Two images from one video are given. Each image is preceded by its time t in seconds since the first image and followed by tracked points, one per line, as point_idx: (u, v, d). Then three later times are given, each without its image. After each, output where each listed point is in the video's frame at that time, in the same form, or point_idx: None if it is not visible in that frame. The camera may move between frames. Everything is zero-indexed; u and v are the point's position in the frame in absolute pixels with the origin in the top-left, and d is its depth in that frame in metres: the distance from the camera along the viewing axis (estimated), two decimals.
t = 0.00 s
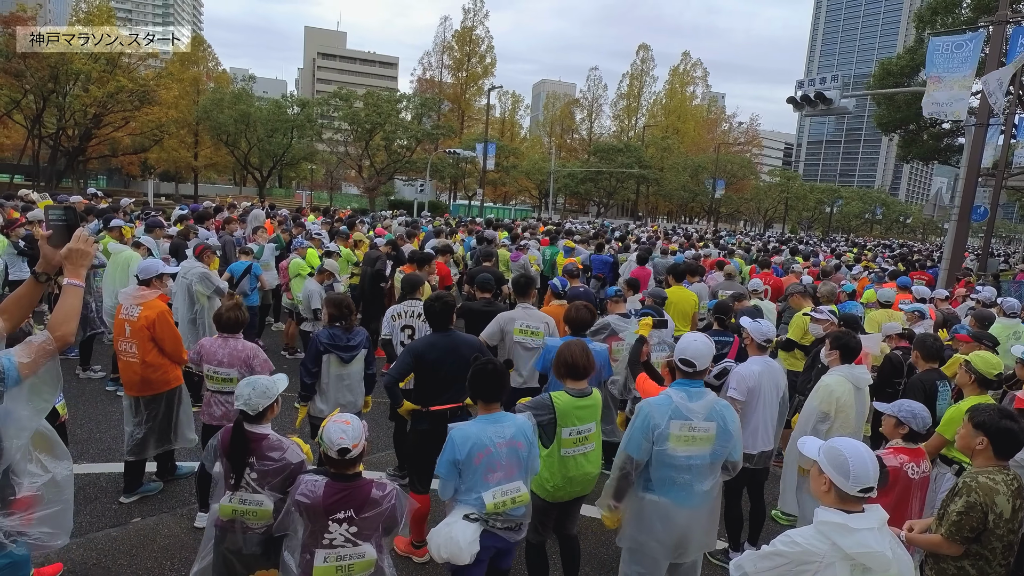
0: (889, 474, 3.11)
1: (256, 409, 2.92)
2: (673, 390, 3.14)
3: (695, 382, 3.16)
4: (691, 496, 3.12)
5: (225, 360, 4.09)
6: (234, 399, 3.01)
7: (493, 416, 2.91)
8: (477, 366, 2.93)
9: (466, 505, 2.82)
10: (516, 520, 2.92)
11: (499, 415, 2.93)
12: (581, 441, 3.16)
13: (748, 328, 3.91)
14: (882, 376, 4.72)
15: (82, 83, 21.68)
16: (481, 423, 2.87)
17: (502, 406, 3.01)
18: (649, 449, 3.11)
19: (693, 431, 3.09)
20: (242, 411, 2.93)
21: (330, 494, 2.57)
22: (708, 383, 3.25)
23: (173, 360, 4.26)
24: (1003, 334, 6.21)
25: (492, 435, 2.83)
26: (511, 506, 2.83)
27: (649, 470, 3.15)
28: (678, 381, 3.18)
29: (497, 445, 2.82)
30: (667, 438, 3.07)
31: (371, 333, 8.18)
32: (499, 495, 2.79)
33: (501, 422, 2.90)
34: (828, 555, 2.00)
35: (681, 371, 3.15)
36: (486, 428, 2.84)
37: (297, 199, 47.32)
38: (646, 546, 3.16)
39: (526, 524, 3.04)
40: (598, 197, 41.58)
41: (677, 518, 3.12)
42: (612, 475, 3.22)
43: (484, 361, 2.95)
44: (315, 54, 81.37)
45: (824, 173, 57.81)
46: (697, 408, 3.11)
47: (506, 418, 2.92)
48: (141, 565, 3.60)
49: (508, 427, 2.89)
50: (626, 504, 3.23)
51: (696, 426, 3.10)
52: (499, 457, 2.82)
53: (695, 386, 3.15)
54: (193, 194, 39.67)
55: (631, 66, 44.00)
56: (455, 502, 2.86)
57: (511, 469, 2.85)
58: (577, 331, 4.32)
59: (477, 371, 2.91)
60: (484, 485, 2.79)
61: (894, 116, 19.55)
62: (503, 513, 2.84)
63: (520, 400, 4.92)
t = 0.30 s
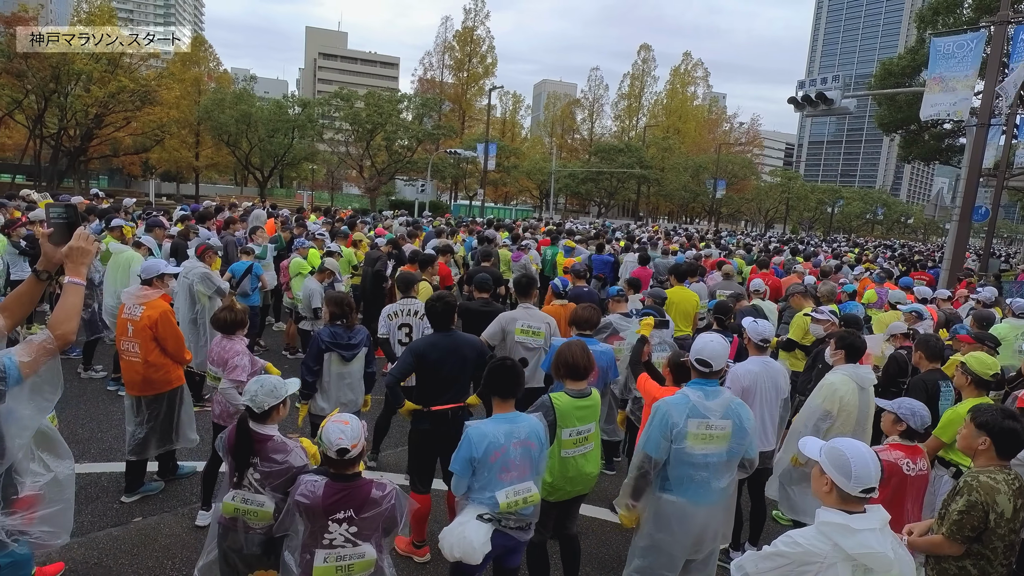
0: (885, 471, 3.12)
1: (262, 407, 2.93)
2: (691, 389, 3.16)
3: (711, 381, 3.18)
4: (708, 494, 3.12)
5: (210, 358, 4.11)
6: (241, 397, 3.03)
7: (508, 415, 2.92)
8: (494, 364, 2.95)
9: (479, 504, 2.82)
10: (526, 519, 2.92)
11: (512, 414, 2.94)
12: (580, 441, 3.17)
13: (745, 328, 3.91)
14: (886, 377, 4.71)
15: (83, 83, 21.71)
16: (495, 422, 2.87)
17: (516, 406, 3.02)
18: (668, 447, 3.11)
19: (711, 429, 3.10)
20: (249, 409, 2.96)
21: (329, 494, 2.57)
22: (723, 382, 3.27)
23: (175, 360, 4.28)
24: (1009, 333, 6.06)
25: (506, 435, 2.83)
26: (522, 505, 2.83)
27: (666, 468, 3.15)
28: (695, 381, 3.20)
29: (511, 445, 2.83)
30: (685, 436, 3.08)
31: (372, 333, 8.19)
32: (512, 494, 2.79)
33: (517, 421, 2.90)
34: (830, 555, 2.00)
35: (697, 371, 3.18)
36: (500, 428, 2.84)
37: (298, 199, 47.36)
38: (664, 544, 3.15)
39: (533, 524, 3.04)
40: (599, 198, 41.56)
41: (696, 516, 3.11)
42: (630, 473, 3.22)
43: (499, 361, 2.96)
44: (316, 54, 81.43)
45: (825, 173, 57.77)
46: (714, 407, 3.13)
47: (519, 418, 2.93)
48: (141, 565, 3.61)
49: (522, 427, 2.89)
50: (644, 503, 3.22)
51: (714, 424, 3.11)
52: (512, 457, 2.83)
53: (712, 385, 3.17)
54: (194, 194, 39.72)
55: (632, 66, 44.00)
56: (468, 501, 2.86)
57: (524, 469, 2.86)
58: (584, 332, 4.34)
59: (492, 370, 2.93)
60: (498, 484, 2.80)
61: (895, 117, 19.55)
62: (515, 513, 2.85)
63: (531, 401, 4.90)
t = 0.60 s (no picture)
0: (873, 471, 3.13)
1: (257, 406, 2.93)
2: (697, 387, 3.16)
3: (718, 379, 3.18)
4: (711, 492, 3.12)
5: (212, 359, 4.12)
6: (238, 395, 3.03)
7: (507, 413, 2.92)
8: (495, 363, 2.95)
9: (481, 503, 2.82)
10: (527, 518, 2.93)
11: (513, 413, 2.94)
12: (581, 441, 3.17)
13: (743, 329, 3.93)
14: (886, 377, 4.71)
15: (85, 84, 21.75)
16: (495, 421, 2.87)
17: (515, 405, 3.02)
18: (673, 443, 3.12)
19: (716, 427, 3.10)
20: (245, 406, 2.96)
21: (330, 494, 2.58)
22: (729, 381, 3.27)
23: (177, 360, 4.29)
24: (1013, 333, 6.00)
25: (506, 434, 2.83)
26: (523, 504, 2.83)
27: (671, 465, 3.15)
28: (703, 378, 3.20)
29: (513, 443, 2.83)
30: (690, 433, 3.08)
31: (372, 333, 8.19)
32: (513, 492, 2.79)
33: (517, 420, 2.90)
34: (831, 556, 1.99)
35: (705, 369, 3.19)
36: (501, 426, 2.85)
37: (299, 198, 47.38)
38: (668, 541, 3.16)
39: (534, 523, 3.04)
40: (600, 198, 41.54)
41: (699, 515, 3.12)
42: (635, 468, 3.22)
43: (501, 359, 2.98)
44: (316, 54, 81.42)
45: (826, 173, 57.73)
46: (720, 404, 3.13)
47: (521, 416, 2.93)
48: (143, 564, 3.61)
49: (523, 425, 2.89)
50: (647, 500, 3.22)
51: (720, 422, 3.11)
52: (514, 455, 2.83)
53: (718, 383, 3.17)
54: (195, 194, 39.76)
55: (633, 67, 43.98)
56: (469, 500, 2.86)
57: (525, 467, 2.86)
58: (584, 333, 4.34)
59: (494, 369, 2.94)
60: (500, 482, 2.80)
61: (896, 117, 19.54)
62: (515, 512, 2.86)
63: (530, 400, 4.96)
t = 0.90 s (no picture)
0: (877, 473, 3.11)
1: (246, 404, 2.92)
2: (699, 387, 3.16)
3: (720, 380, 3.18)
4: (711, 492, 3.11)
5: (228, 360, 4.11)
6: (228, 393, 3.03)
7: (497, 414, 2.92)
8: (489, 363, 2.95)
9: (472, 505, 2.81)
10: (519, 519, 2.93)
11: (501, 414, 2.94)
12: (581, 443, 3.16)
13: (743, 329, 3.92)
14: (886, 378, 4.68)
15: (86, 83, 21.81)
16: (485, 422, 2.87)
17: (506, 406, 3.02)
18: (673, 443, 3.12)
19: (718, 426, 3.09)
20: (234, 404, 2.94)
21: (330, 494, 2.57)
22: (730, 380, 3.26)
23: (177, 361, 4.29)
24: (1014, 334, 6.00)
25: (495, 435, 2.82)
26: (514, 504, 2.82)
27: (670, 465, 3.15)
28: (705, 378, 3.20)
29: (500, 445, 2.82)
30: (692, 432, 3.08)
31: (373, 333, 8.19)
32: (503, 494, 2.78)
33: (505, 421, 2.90)
34: (834, 558, 1.99)
35: (707, 370, 3.19)
36: (489, 427, 2.84)
37: (300, 199, 47.41)
38: (667, 541, 3.14)
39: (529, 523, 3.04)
40: (601, 198, 41.51)
41: (697, 516, 3.11)
42: (635, 467, 3.23)
43: (486, 360, 2.96)
44: (318, 54, 81.54)
45: (827, 174, 57.70)
46: (722, 404, 3.13)
47: (510, 417, 2.93)
48: (142, 565, 3.61)
49: (511, 426, 2.89)
50: (645, 498, 3.23)
51: (721, 421, 3.10)
52: (503, 456, 2.82)
53: (719, 383, 3.17)
54: (197, 194, 39.80)
55: (634, 67, 43.97)
56: (459, 502, 2.85)
57: (514, 468, 2.85)
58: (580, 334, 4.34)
59: (479, 370, 2.92)
60: (490, 484, 2.79)
61: (898, 117, 19.53)
62: (507, 513, 2.85)
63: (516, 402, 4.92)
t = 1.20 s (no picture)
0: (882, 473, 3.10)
1: (245, 403, 2.91)
2: (694, 390, 3.14)
3: (713, 382, 3.17)
4: (709, 494, 3.10)
5: (237, 357, 4.11)
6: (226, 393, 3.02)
7: (489, 416, 2.92)
8: (481, 365, 2.94)
9: (466, 508, 2.80)
10: (515, 521, 2.91)
11: (492, 416, 2.93)
12: (582, 442, 3.15)
13: (744, 330, 3.89)
14: (885, 379, 4.66)
15: (87, 83, 21.84)
16: (476, 425, 2.86)
17: (498, 407, 3.01)
18: (673, 448, 3.08)
19: (715, 429, 3.09)
20: (231, 404, 2.92)
21: (332, 495, 2.56)
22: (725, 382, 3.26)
23: (177, 361, 4.28)
24: (1010, 334, 5.99)
25: (486, 438, 2.81)
26: (509, 506, 2.81)
27: (669, 470, 3.11)
28: (698, 380, 3.19)
29: (492, 447, 2.81)
30: (690, 437, 3.05)
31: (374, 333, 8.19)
32: (498, 497, 2.77)
33: (496, 423, 2.90)
34: (841, 561, 1.98)
35: (700, 371, 3.18)
36: (480, 431, 2.83)
37: (301, 199, 47.45)
38: (666, 546, 3.11)
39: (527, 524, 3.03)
40: (602, 198, 41.46)
41: (696, 519, 3.08)
42: (632, 474, 3.18)
43: (475, 362, 2.94)
44: (319, 55, 81.64)
45: (828, 174, 57.62)
46: (719, 406, 3.12)
47: (501, 418, 2.93)
48: (143, 565, 3.60)
49: (502, 428, 2.89)
50: (644, 505, 3.17)
51: (718, 424, 3.10)
52: (495, 459, 2.81)
53: (714, 385, 3.16)
54: (198, 194, 39.82)
55: (636, 67, 43.97)
56: (453, 505, 2.84)
57: (508, 470, 2.84)
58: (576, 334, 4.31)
59: (468, 374, 2.90)
60: (483, 487, 2.78)
61: (899, 117, 19.51)
62: (503, 515, 2.84)
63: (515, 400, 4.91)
